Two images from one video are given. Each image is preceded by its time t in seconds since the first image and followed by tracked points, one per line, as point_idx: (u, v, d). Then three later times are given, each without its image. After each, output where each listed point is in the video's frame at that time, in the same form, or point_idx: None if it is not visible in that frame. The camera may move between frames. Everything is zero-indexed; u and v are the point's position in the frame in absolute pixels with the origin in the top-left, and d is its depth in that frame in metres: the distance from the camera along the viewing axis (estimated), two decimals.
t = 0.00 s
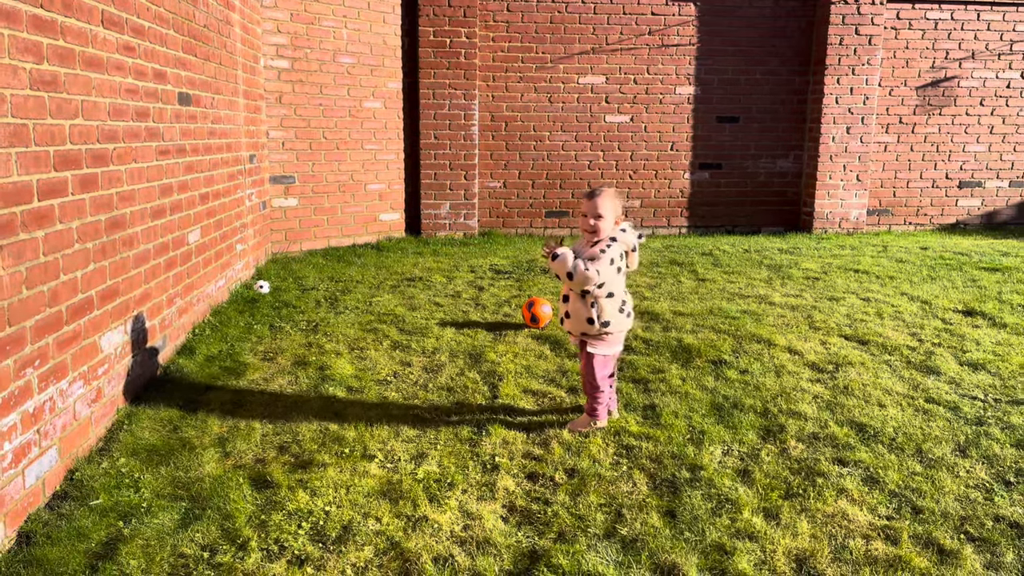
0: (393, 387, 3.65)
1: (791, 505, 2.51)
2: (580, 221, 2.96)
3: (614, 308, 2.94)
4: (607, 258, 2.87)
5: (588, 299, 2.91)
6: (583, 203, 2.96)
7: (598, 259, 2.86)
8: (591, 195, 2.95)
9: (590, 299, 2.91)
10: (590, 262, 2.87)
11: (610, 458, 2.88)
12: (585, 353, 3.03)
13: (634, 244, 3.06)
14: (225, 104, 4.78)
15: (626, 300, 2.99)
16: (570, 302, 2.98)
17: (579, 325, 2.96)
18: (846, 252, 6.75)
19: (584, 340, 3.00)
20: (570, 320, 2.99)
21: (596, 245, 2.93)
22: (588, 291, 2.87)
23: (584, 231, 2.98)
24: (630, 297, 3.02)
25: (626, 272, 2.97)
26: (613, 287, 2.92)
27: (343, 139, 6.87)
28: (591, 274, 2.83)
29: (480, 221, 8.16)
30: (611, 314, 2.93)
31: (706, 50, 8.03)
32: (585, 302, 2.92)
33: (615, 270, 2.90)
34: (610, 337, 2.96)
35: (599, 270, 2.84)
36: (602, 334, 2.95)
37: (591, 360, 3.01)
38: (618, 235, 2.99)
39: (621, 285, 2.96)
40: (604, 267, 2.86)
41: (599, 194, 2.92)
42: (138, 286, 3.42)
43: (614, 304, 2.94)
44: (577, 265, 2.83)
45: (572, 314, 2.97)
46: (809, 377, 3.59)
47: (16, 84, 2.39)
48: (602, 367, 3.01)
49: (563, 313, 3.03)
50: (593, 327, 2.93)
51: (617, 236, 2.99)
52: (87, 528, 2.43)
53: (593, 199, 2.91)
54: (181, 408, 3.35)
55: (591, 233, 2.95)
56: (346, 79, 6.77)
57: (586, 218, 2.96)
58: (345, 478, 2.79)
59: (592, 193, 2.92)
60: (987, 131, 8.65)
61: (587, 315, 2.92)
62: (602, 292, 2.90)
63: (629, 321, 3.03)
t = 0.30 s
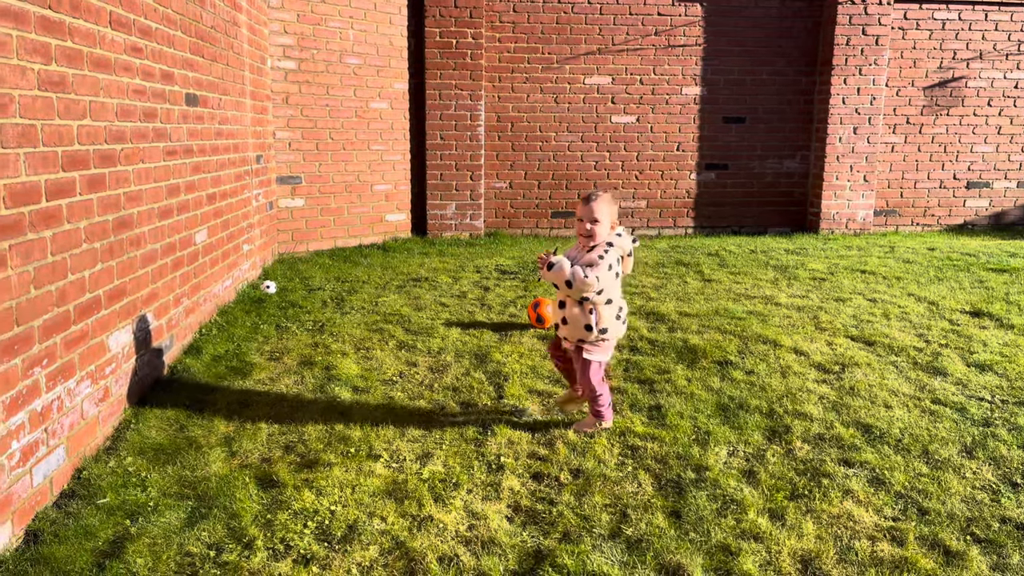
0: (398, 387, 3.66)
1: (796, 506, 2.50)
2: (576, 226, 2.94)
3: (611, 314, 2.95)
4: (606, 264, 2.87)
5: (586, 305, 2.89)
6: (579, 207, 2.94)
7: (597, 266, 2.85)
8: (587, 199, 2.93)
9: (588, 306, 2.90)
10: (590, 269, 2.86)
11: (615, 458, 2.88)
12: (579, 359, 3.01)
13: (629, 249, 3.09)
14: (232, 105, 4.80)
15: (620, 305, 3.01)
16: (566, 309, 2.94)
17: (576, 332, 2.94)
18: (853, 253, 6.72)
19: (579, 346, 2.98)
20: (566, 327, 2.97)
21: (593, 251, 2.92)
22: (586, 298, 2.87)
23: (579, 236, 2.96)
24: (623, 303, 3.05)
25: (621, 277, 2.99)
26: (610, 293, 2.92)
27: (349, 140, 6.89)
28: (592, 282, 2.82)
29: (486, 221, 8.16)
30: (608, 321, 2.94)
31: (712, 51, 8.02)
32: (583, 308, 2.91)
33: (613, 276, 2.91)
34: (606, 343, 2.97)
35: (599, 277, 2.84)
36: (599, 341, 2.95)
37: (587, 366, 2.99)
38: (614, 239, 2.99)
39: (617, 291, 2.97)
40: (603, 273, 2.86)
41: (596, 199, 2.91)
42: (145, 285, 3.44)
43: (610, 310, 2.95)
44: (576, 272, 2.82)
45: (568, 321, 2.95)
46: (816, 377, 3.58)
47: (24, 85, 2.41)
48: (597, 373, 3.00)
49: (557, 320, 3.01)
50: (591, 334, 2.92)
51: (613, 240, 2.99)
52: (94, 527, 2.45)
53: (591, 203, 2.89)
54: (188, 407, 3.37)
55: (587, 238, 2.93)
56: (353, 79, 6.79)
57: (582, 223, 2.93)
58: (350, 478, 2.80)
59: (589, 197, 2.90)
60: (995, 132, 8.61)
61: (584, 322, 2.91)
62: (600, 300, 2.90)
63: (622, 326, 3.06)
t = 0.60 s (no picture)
0: (407, 387, 3.67)
1: (806, 508, 2.49)
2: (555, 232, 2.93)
3: (602, 315, 2.95)
4: (594, 266, 2.86)
5: (580, 309, 2.85)
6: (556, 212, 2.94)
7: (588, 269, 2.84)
8: (563, 205, 2.94)
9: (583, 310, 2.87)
10: (580, 273, 2.83)
11: (623, 459, 2.88)
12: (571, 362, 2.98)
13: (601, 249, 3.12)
14: (242, 106, 4.83)
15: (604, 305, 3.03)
16: (557, 317, 2.88)
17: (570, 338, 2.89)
18: (863, 254, 6.69)
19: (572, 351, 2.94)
20: (559, 335, 2.90)
21: (576, 255, 2.91)
22: (581, 303, 2.84)
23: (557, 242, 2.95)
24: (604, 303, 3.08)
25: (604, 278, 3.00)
26: (600, 294, 2.93)
27: (359, 141, 6.91)
28: (587, 285, 2.81)
29: (495, 222, 8.17)
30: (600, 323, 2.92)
31: (722, 51, 8.00)
32: (575, 313, 2.87)
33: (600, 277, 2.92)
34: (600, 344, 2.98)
35: (592, 280, 2.83)
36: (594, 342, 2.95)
37: (581, 369, 2.97)
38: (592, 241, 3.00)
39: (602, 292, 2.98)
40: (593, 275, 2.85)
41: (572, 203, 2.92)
42: (156, 286, 3.46)
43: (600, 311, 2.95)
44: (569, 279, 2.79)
45: (561, 328, 2.88)
46: (825, 378, 3.57)
47: (37, 87, 2.43)
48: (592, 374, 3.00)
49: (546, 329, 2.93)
50: (588, 338, 2.90)
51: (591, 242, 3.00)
52: (106, 526, 2.47)
53: (570, 208, 2.89)
54: (198, 407, 3.39)
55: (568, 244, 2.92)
56: (362, 81, 6.81)
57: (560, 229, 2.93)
58: (359, 478, 2.81)
59: (566, 202, 2.91)
60: (1006, 132, 8.55)
61: (579, 326, 2.88)
62: (593, 302, 2.88)
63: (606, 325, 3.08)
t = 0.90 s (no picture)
0: (420, 387, 3.68)
1: (820, 508, 2.49)
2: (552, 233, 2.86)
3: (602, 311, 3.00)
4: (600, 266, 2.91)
5: (597, 310, 2.85)
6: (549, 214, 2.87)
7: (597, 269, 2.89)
8: (556, 206, 2.85)
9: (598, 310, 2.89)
10: (593, 274, 2.86)
11: (636, 459, 2.88)
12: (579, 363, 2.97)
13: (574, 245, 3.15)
14: (255, 107, 4.86)
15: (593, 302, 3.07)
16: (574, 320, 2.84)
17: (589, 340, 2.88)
18: (876, 253, 6.66)
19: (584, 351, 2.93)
20: (576, 338, 2.87)
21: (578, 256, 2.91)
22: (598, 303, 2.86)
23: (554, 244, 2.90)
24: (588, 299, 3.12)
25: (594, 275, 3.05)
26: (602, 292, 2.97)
27: (370, 142, 6.94)
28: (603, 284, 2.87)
29: (506, 222, 8.18)
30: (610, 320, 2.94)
31: (733, 51, 7.98)
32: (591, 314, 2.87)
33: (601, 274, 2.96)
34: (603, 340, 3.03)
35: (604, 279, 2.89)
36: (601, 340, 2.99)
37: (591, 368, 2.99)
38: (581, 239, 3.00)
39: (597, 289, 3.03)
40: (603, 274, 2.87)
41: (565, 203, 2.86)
42: (171, 285, 3.49)
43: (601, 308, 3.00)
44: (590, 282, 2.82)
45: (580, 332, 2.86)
46: (839, 379, 3.56)
47: (55, 89, 2.46)
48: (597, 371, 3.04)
49: (561, 334, 2.88)
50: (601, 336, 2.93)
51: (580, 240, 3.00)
52: (123, 524, 2.50)
53: (566, 209, 2.82)
54: (213, 406, 3.42)
55: (564, 245, 2.87)
56: (374, 82, 6.84)
57: (555, 230, 2.86)
58: (373, 477, 2.83)
59: (558, 203, 2.82)
60: (1021, 131, 8.48)
61: (595, 326, 2.88)
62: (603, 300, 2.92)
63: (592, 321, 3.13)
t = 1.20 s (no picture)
0: (429, 385, 3.69)
1: (831, 507, 2.48)
2: (570, 237, 2.76)
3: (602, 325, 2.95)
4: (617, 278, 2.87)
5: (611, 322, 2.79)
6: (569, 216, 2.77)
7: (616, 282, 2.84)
8: (576, 210, 2.74)
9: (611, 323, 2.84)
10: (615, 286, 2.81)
11: (646, 457, 2.88)
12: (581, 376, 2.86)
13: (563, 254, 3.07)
14: (264, 107, 4.88)
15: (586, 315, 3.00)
16: (589, 331, 2.73)
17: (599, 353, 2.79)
18: (886, 251, 6.62)
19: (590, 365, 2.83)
20: (588, 350, 2.78)
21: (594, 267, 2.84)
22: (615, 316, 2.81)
23: (569, 249, 2.80)
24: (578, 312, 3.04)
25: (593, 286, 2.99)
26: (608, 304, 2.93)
27: (379, 141, 6.95)
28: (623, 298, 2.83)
29: (515, 221, 8.18)
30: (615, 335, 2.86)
31: (743, 48, 7.95)
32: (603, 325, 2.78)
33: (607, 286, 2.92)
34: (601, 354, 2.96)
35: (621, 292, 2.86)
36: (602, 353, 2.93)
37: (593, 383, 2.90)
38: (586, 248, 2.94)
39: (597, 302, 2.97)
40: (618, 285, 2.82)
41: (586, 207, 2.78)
42: (182, 285, 3.50)
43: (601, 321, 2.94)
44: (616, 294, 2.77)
45: (593, 343, 2.76)
46: (849, 377, 3.54)
47: (66, 88, 2.48)
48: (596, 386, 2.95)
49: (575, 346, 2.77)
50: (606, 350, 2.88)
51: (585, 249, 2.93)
52: (135, 521, 2.51)
53: (589, 214, 2.73)
54: (225, 404, 3.44)
55: (581, 251, 2.77)
56: (382, 81, 6.85)
57: (573, 234, 2.76)
58: (383, 475, 2.83)
59: (581, 207, 2.73)
60: None
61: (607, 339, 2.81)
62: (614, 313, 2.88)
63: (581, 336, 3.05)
